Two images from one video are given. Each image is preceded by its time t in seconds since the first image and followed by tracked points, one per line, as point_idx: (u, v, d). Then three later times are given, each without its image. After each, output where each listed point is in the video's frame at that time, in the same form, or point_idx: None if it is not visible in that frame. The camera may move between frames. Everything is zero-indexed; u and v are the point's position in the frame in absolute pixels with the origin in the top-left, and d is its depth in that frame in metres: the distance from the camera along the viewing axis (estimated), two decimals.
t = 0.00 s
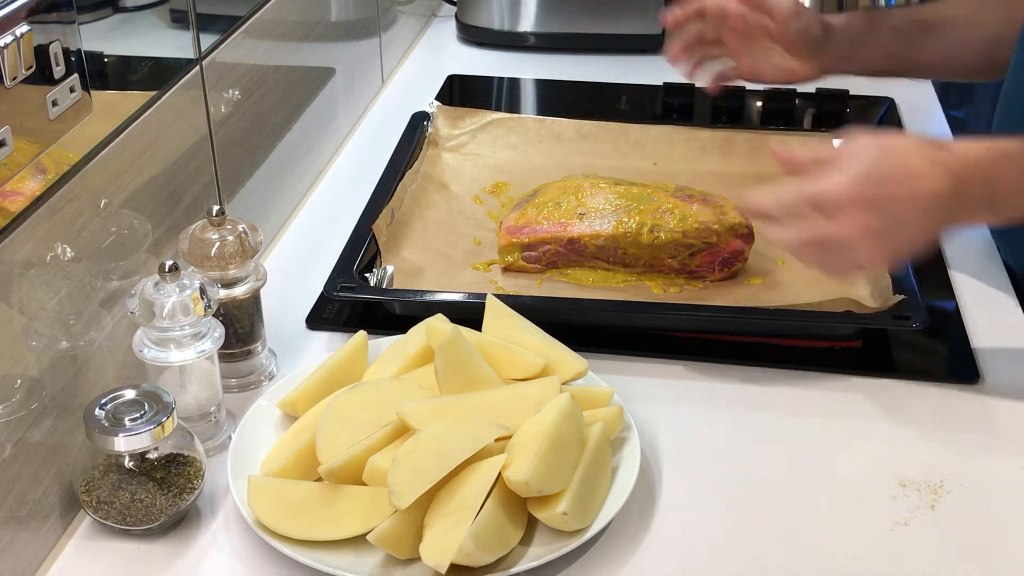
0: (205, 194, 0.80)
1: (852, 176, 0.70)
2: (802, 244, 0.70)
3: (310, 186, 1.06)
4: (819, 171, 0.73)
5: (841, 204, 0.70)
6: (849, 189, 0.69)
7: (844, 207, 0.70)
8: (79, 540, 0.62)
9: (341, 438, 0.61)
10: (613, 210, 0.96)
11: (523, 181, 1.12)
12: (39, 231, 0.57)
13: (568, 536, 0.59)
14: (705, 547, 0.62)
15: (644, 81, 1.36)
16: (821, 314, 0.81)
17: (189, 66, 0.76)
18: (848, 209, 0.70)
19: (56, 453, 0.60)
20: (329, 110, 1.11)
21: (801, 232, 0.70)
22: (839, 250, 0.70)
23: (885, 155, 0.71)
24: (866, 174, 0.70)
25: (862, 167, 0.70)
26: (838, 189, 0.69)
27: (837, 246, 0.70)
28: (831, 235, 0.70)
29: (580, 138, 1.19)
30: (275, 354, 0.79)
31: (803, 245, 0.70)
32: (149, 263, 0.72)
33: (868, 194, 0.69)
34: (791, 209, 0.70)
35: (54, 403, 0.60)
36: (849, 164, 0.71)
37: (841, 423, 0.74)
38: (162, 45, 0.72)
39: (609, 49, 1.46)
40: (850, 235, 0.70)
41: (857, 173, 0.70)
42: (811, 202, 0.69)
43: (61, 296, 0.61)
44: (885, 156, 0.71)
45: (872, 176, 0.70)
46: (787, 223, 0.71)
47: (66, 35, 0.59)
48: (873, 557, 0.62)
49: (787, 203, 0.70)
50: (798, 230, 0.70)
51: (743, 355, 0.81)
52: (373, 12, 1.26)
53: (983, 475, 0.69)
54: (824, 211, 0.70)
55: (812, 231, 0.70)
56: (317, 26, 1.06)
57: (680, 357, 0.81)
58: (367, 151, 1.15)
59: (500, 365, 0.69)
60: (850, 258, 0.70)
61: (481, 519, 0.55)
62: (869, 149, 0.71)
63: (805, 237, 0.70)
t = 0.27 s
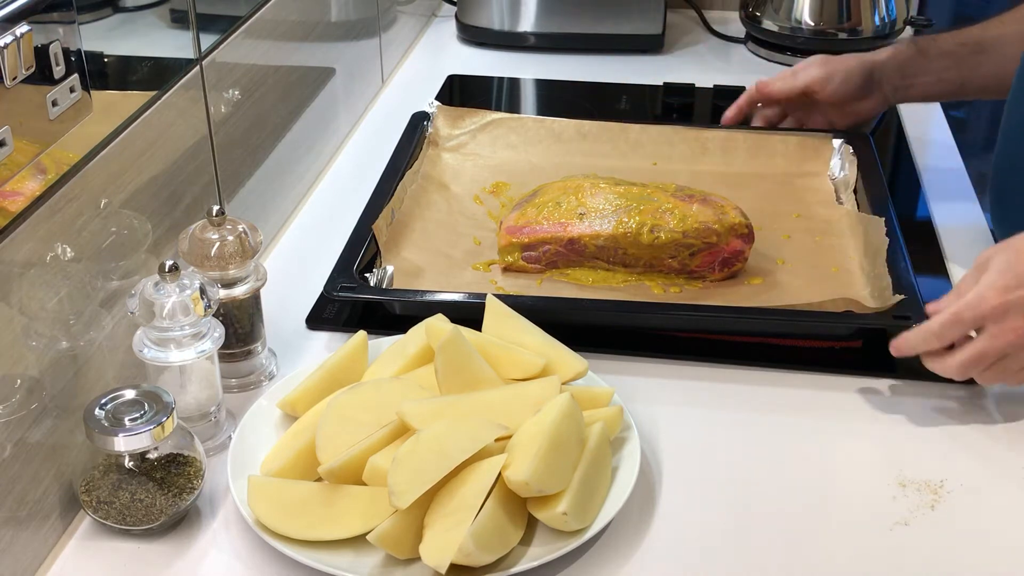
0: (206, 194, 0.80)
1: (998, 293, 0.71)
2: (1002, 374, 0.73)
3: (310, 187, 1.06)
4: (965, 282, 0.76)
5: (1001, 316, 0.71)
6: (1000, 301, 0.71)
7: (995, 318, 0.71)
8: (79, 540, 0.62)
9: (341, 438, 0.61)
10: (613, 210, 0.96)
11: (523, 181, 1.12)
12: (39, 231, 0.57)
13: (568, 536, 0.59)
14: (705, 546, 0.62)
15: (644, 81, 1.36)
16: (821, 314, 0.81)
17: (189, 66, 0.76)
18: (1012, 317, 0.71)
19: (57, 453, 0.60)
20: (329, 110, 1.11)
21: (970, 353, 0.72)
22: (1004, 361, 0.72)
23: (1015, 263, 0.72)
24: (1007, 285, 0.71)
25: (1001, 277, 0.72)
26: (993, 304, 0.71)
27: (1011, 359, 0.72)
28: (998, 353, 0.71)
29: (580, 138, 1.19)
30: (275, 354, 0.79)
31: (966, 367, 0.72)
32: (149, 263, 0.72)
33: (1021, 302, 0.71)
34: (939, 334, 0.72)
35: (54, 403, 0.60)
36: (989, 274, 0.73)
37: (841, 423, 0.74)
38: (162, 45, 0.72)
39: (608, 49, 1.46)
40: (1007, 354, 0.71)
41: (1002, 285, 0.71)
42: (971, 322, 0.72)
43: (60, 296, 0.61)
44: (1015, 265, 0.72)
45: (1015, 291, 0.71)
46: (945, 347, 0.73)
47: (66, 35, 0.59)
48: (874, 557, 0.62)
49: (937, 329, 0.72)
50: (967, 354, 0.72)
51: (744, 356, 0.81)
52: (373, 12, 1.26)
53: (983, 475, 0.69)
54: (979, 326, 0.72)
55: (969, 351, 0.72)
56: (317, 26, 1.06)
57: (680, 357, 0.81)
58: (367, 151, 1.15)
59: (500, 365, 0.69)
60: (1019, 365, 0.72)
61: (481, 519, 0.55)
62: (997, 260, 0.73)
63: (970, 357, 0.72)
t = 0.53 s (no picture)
0: (206, 194, 0.80)
1: (996, 291, 0.72)
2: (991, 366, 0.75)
3: (310, 187, 1.06)
4: (964, 275, 0.76)
5: (997, 314, 0.72)
6: (997, 300, 0.72)
7: (992, 316, 0.72)
8: (79, 540, 0.62)
9: (341, 438, 0.61)
10: (613, 210, 0.96)
11: (523, 181, 1.12)
12: (39, 231, 0.57)
13: (568, 536, 0.59)
14: (705, 546, 0.62)
15: (644, 81, 1.36)
16: (821, 314, 0.81)
17: (189, 66, 0.76)
18: (1007, 315, 0.72)
19: (57, 453, 0.60)
20: (329, 110, 1.11)
21: (962, 345, 0.74)
22: (995, 353, 0.74)
23: (1017, 261, 0.72)
24: (1006, 285, 0.72)
25: (1000, 274, 0.73)
26: (990, 303, 0.72)
27: (1004, 353, 0.74)
28: (989, 347, 0.73)
29: (580, 138, 1.19)
30: (275, 354, 0.79)
31: (957, 358, 0.74)
32: (149, 263, 0.72)
33: (1017, 300, 0.72)
34: (935, 328, 0.74)
35: (54, 403, 0.60)
36: (989, 270, 0.73)
37: (841, 424, 0.74)
38: (162, 45, 0.72)
39: (608, 49, 1.46)
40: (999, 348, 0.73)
41: (1000, 283, 0.72)
42: (967, 319, 0.73)
43: (61, 296, 0.61)
44: (1014, 262, 0.72)
45: (1012, 290, 0.72)
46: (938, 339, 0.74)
47: (66, 35, 0.59)
48: (875, 556, 0.62)
49: (933, 323, 0.74)
50: (960, 347, 0.74)
51: (744, 355, 0.81)
52: (373, 12, 1.26)
53: (984, 476, 0.69)
54: (975, 322, 0.73)
55: (963, 342, 0.74)
56: (317, 26, 1.06)
57: (680, 357, 0.81)
58: (367, 151, 1.15)
59: (500, 365, 0.69)
60: (1010, 358, 0.74)
61: (481, 519, 0.55)
62: (997, 256, 0.74)
63: (962, 348, 0.74)
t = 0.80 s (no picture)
0: (206, 194, 0.80)
1: (998, 290, 0.72)
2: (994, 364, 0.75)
3: (310, 187, 1.06)
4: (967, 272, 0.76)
5: (999, 313, 0.72)
6: (998, 299, 0.72)
7: (993, 315, 0.72)
8: (79, 540, 0.62)
9: (341, 438, 0.61)
10: (613, 210, 0.96)
11: (523, 181, 1.12)
12: (39, 231, 0.57)
13: (568, 536, 0.59)
14: (706, 546, 0.62)
15: (644, 81, 1.36)
16: (821, 313, 0.81)
17: (189, 66, 0.76)
18: (1009, 314, 0.72)
19: (57, 453, 0.60)
20: (329, 110, 1.11)
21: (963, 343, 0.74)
22: (997, 353, 0.74)
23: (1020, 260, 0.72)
24: (1008, 284, 0.72)
25: (1001, 274, 0.72)
26: (991, 301, 0.72)
27: (1006, 352, 0.74)
28: (991, 347, 0.73)
29: (580, 138, 1.19)
30: (275, 354, 0.79)
31: (960, 357, 0.75)
32: (149, 263, 0.72)
33: (1019, 299, 0.72)
34: (936, 327, 0.74)
35: (54, 403, 0.60)
36: (991, 270, 0.73)
37: (841, 423, 0.74)
38: (162, 45, 0.72)
39: (608, 49, 1.46)
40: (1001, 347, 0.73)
41: (1002, 282, 0.72)
42: (968, 319, 0.73)
43: (61, 296, 0.61)
44: (1016, 262, 0.72)
45: (1014, 289, 0.71)
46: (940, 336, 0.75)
47: (66, 35, 0.59)
48: (875, 556, 0.62)
49: (934, 321, 0.73)
50: (961, 345, 0.74)
51: (744, 355, 0.81)
52: (372, 13, 1.26)
53: (984, 475, 0.69)
54: (976, 321, 0.73)
55: (964, 342, 0.74)
56: (317, 27, 1.06)
57: (680, 356, 0.81)
58: (367, 151, 1.15)
59: (500, 365, 0.69)
60: (1013, 358, 0.74)
61: (481, 519, 0.55)
62: (999, 255, 0.73)
63: (964, 347, 0.74)
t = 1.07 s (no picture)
0: (206, 193, 0.80)
1: (997, 307, 0.73)
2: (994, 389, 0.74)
3: (310, 187, 1.06)
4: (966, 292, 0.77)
5: (997, 330, 0.73)
6: (997, 315, 0.73)
7: (992, 331, 0.73)
8: (79, 540, 0.62)
9: (341, 438, 0.61)
10: (613, 209, 0.96)
11: (523, 181, 1.12)
12: (39, 231, 0.57)
13: (568, 536, 0.59)
14: (706, 546, 0.62)
15: (644, 81, 1.36)
16: (821, 313, 0.81)
17: (189, 66, 0.76)
18: (1006, 332, 0.73)
19: (57, 453, 0.60)
20: (329, 111, 1.11)
21: (958, 360, 0.74)
22: (995, 374, 0.73)
23: None
24: (1007, 302, 0.73)
25: (1006, 291, 0.74)
26: (990, 317, 0.73)
27: (1003, 373, 0.73)
28: (988, 366, 0.73)
29: (580, 138, 1.19)
30: (275, 354, 0.79)
31: (957, 374, 0.74)
32: (149, 263, 0.72)
33: (1017, 319, 0.73)
34: (933, 334, 0.75)
35: (54, 403, 0.60)
36: (995, 288, 0.75)
37: (841, 423, 0.74)
38: (162, 45, 0.72)
39: (608, 49, 1.46)
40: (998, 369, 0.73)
41: (1003, 300, 0.73)
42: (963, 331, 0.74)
43: (61, 296, 0.61)
44: None
45: (1015, 309, 0.73)
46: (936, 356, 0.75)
47: (66, 35, 0.59)
48: (875, 556, 0.62)
49: (932, 328, 0.74)
50: (957, 360, 0.74)
51: (743, 355, 0.81)
52: (372, 13, 1.26)
53: (984, 476, 0.69)
54: (972, 336, 0.74)
55: (961, 358, 0.74)
56: (317, 27, 1.06)
57: (680, 356, 0.81)
58: (367, 151, 1.15)
59: (500, 365, 0.69)
60: (1010, 381, 0.73)
61: (481, 519, 0.55)
62: (1009, 274, 0.75)
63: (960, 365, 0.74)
